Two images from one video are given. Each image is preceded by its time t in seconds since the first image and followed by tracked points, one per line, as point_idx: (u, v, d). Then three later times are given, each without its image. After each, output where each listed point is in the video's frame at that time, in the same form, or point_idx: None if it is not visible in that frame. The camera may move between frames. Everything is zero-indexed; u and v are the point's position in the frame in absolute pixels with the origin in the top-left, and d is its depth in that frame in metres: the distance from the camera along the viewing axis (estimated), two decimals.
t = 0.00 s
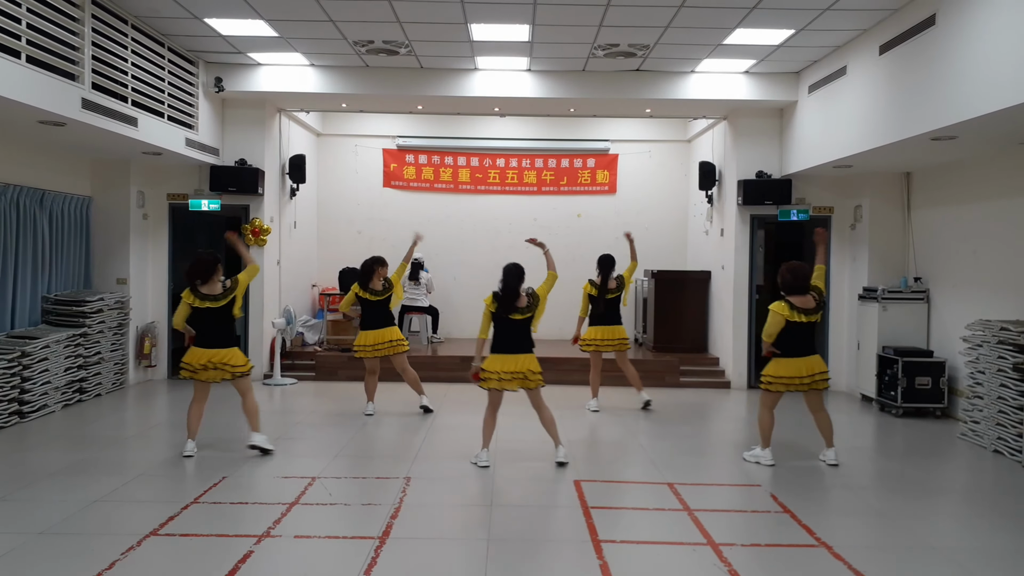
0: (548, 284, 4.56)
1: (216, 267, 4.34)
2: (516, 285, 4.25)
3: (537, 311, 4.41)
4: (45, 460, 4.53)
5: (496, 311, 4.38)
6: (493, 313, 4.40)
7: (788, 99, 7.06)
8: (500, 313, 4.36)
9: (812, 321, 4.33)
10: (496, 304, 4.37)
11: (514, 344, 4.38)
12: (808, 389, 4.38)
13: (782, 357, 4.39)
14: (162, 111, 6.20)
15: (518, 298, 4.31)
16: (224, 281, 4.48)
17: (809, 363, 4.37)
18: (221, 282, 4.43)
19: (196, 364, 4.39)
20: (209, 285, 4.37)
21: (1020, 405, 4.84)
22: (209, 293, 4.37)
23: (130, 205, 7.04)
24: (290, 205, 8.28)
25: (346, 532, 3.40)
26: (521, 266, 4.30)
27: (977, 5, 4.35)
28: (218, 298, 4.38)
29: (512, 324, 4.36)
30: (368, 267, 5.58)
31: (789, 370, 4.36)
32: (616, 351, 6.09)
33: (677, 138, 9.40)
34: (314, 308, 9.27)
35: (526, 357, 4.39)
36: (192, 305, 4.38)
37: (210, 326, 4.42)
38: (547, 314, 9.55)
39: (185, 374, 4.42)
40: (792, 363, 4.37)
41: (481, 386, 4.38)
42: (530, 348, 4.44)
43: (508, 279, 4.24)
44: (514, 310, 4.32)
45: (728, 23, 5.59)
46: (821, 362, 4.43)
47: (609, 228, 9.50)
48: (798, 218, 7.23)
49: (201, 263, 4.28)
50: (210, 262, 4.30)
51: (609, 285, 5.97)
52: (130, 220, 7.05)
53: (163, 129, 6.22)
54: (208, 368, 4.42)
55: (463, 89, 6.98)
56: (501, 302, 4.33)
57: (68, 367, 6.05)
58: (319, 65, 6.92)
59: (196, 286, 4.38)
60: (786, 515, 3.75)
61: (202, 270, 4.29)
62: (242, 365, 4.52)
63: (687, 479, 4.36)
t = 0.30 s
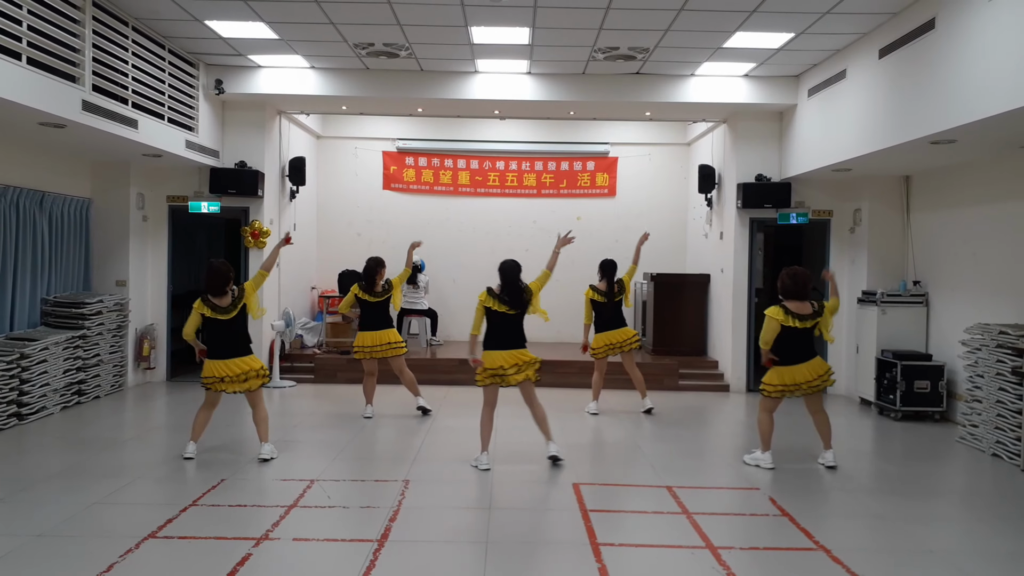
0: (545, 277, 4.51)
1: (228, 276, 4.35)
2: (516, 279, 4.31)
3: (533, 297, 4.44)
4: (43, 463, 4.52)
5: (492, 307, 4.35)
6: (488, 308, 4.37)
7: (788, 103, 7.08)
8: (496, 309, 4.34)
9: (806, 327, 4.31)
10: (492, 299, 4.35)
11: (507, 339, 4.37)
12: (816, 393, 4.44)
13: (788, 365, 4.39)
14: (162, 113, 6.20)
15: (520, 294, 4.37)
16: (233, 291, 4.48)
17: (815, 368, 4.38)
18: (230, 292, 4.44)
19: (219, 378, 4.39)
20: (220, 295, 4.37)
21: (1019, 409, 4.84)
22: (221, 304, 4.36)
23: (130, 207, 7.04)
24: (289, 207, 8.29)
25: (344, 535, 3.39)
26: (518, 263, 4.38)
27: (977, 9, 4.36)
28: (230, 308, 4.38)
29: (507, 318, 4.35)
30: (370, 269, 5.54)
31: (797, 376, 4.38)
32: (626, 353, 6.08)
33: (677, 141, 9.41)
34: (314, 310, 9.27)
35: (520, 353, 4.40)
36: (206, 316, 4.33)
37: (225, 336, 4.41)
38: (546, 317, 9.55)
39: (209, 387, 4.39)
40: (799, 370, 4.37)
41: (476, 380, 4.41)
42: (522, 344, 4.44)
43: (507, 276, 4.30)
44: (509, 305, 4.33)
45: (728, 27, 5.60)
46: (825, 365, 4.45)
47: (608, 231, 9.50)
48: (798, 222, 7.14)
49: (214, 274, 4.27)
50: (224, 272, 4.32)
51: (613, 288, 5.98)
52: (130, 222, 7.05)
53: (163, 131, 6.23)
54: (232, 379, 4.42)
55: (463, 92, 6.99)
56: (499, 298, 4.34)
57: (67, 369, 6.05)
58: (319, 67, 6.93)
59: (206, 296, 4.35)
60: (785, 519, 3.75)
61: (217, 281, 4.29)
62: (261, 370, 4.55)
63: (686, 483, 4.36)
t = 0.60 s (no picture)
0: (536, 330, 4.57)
1: (217, 272, 4.37)
2: (504, 285, 4.27)
3: (526, 310, 4.42)
4: (47, 465, 4.53)
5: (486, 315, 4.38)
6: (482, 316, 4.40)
7: (790, 106, 7.08)
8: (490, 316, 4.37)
9: (797, 324, 4.29)
10: (485, 307, 4.38)
11: (500, 344, 4.39)
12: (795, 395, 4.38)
13: (770, 361, 4.37)
14: (166, 117, 6.22)
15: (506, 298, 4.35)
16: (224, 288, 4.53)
17: (795, 368, 4.34)
18: (220, 288, 4.48)
19: (190, 369, 4.41)
20: (206, 289, 4.41)
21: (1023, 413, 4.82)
22: (204, 297, 4.39)
23: (134, 210, 7.06)
24: (293, 211, 8.30)
25: (347, 539, 3.39)
26: (509, 268, 4.30)
27: (980, 13, 4.35)
28: (213, 302, 4.38)
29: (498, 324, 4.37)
30: (375, 270, 5.55)
31: (776, 372, 4.33)
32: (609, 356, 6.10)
33: (680, 144, 9.42)
34: (317, 313, 9.27)
35: (515, 359, 4.40)
36: (187, 308, 4.38)
37: (206, 331, 4.43)
38: (549, 320, 9.55)
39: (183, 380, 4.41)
40: (782, 367, 4.33)
41: (464, 375, 4.44)
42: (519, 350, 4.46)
43: (494, 281, 4.26)
44: (499, 310, 4.35)
45: (732, 30, 5.61)
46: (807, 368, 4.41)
47: (611, 234, 9.50)
48: (801, 224, 7.20)
49: (203, 269, 4.32)
50: (213, 267, 4.35)
51: (613, 290, 5.97)
52: (134, 225, 7.07)
53: (167, 135, 6.25)
54: (206, 373, 4.42)
55: (465, 95, 7.00)
56: (488, 302, 4.36)
57: (71, 371, 6.06)
58: (322, 71, 6.94)
59: (194, 289, 4.41)
60: (789, 523, 3.74)
61: (204, 275, 4.33)
62: (235, 370, 4.52)
63: (690, 486, 4.34)
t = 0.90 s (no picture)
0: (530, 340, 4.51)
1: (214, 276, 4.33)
2: (500, 289, 4.23)
3: (524, 314, 4.41)
4: (50, 468, 4.53)
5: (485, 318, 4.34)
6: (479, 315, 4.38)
7: (794, 109, 7.07)
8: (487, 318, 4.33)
9: (793, 329, 4.25)
10: (483, 309, 4.33)
11: (496, 348, 4.39)
12: (787, 401, 4.32)
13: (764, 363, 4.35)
14: (169, 120, 6.24)
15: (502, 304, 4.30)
16: (221, 293, 4.52)
17: (788, 371, 4.32)
18: (217, 293, 4.46)
19: (181, 371, 4.43)
20: (205, 294, 4.40)
21: None
22: (202, 302, 4.39)
23: (137, 213, 7.07)
24: (296, 213, 8.31)
25: (351, 541, 3.39)
26: (506, 272, 4.26)
27: (984, 16, 4.35)
28: (210, 307, 4.39)
29: (493, 327, 4.36)
30: (382, 271, 5.60)
31: (768, 376, 4.33)
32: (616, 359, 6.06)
33: (682, 147, 9.42)
34: (319, 315, 9.27)
35: (509, 362, 4.40)
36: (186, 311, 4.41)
37: (201, 335, 4.45)
38: (551, 322, 9.54)
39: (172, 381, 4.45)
40: (777, 371, 4.31)
41: (460, 379, 4.42)
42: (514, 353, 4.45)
43: (490, 285, 4.21)
44: (499, 314, 4.31)
45: (735, 34, 5.61)
46: (803, 372, 4.37)
47: (614, 237, 9.50)
48: (804, 227, 7.20)
49: (198, 271, 4.29)
50: (207, 272, 4.30)
51: (616, 292, 5.97)
52: (138, 228, 7.08)
53: (171, 137, 6.26)
54: (195, 377, 4.41)
55: (468, 98, 7.01)
56: (487, 305, 4.29)
57: (75, 374, 6.07)
58: (326, 74, 6.96)
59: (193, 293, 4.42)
60: (793, 526, 3.73)
61: (198, 280, 4.30)
62: (224, 377, 4.51)
63: (693, 490, 4.33)
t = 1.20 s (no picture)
0: (524, 352, 4.47)
1: (209, 284, 4.35)
2: (497, 295, 4.22)
3: (521, 320, 4.40)
4: (54, 469, 4.54)
5: (483, 324, 4.37)
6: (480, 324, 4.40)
7: (796, 110, 7.07)
8: (488, 326, 4.36)
9: (789, 334, 4.24)
10: (483, 315, 4.34)
11: (490, 352, 4.39)
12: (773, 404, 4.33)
13: (756, 364, 4.35)
14: (172, 122, 6.26)
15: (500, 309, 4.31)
16: (217, 301, 4.51)
17: (779, 376, 4.30)
18: (213, 300, 4.46)
19: (171, 375, 4.46)
20: (201, 301, 4.40)
21: None
22: (197, 310, 4.39)
23: (140, 215, 7.09)
24: (298, 215, 8.32)
25: (355, 542, 3.39)
26: (503, 277, 4.26)
27: (986, 16, 4.35)
28: (203, 317, 4.38)
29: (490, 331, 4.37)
30: (387, 274, 5.55)
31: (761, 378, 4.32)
32: (608, 364, 6.07)
33: (684, 148, 9.42)
34: (322, 317, 9.28)
35: (499, 368, 4.39)
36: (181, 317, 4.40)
37: (195, 341, 4.45)
38: (554, 323, 9.54)
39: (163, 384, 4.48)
40: (766, 374, 4.31)
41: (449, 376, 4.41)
42: (506, 360, 4.44)
43: (487, 290, 4.21)
44: (497, 320, 4.32)
45: (737, 34, 5.62)
46: (794, 380, 4.33)
47: (616, 238, 9.50)
48: (806, 228, 7.20)
49: (194, 279, 4.31)
50: (204, 279, 4.33)
51: (618, 297, 5.95)
52: (141, 230, 7.10)
53: (174, 139, 6.28)
54: (182, 381, 4.46)
55: (471, 99, 7.02)
56: (486, 311, 4.32)
57: (78, 375, 6.08)
58: (328, 76, 6.97)
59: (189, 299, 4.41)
60: (796, 527, 3.72)
61: (193, 286, 4.31)
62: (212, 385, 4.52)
63: (696, 490, 4.33)
